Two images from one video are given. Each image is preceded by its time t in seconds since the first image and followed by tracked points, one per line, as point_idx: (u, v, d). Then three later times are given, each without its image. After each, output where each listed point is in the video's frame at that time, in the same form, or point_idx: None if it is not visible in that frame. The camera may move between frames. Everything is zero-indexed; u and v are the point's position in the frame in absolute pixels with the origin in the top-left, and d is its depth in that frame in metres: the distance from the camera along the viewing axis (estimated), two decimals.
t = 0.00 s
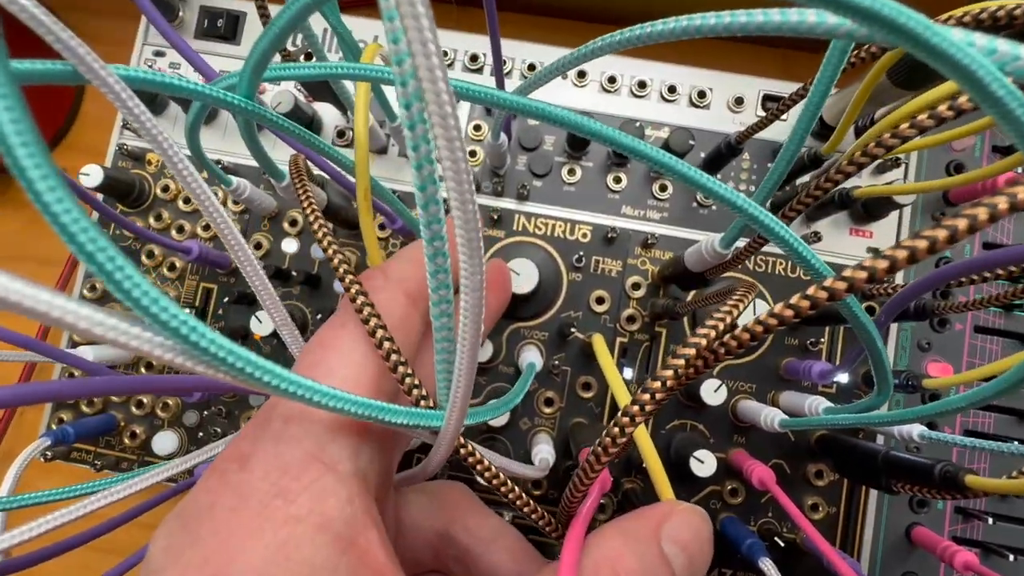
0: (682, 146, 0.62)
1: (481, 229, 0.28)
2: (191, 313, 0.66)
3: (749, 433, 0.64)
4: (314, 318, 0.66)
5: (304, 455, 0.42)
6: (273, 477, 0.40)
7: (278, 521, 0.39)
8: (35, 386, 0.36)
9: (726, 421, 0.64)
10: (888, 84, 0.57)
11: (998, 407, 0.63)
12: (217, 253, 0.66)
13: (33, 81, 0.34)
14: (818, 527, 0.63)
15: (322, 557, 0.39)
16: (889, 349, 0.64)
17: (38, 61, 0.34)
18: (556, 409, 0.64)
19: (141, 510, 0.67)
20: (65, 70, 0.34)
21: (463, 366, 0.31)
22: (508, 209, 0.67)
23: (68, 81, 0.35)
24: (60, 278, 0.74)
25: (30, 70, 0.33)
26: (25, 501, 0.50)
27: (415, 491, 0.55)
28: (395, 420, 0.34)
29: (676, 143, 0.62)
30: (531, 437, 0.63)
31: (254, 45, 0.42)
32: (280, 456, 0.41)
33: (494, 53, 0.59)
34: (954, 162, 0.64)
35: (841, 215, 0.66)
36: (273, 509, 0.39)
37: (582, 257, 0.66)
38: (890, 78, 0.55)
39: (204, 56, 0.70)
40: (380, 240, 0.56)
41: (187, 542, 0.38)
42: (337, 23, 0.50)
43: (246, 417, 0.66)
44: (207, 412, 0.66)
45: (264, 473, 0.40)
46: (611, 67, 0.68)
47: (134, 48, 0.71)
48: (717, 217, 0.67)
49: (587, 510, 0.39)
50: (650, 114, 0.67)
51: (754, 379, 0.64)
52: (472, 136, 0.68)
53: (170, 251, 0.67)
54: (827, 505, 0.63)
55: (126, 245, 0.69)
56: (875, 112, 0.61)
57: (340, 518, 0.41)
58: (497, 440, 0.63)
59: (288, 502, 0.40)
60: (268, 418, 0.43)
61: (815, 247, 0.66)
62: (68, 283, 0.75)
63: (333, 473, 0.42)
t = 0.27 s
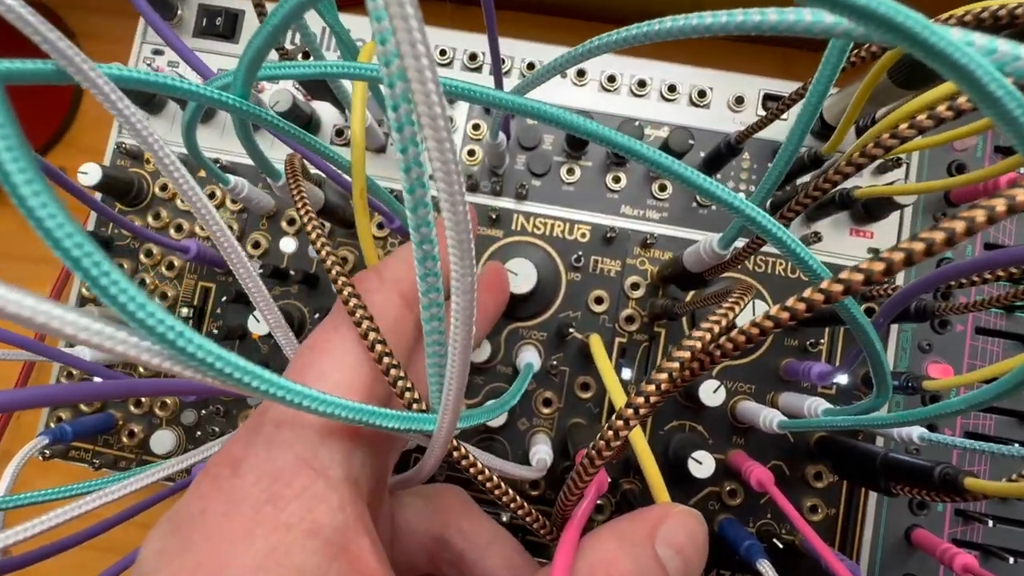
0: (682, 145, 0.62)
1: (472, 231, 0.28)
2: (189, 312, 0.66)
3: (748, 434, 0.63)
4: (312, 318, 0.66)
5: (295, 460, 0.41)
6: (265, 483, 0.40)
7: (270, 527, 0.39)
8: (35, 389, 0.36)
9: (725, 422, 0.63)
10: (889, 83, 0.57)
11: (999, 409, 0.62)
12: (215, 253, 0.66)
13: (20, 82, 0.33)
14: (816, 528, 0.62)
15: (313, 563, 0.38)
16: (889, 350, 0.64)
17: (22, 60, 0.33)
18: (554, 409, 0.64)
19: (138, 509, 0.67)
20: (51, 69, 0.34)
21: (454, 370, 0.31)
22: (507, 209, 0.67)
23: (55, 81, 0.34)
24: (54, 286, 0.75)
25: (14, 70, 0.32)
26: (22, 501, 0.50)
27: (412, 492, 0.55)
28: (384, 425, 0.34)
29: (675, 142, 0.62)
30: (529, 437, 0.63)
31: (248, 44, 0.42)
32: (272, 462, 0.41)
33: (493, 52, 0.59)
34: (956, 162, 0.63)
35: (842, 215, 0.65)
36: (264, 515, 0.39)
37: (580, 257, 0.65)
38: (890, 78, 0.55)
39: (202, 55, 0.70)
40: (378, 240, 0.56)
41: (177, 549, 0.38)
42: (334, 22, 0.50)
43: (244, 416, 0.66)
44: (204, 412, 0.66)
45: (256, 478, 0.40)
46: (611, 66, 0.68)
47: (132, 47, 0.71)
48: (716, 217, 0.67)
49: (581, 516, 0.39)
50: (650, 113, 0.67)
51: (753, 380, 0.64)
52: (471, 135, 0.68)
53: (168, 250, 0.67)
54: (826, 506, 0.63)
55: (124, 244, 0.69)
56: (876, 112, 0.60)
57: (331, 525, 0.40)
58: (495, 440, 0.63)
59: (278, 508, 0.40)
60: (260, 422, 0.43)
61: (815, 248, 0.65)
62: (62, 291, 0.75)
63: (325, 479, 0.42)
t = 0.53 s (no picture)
0: (684, 147, 0.62)
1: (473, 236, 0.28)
2: (192, 312, 0.66)
3: (749, 436, 0.63)
4: (314, 318, 0.66)
5: (296, 470, 0.42)
6: (265, 493, 0.40)
7: (270, 538, 0.39)
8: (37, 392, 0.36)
9: (726, 424, 0.63)
10: (892, 85, 0.56)
11: (1001, 412, 0.62)
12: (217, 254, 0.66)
13: (15, 82, 0.33)
14: (818, 530, 0.62)
15: (313, 568, 0.39)
16: (891, 353, 0.64)
17: (18, 60, 0.33)
18: (556, 410, 0.64)
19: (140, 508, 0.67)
20: (45, 68, 0.34)
21: (454, 374, 0.31)
22: (509, 210, 0.67)
23: (50, 80, 0.34)
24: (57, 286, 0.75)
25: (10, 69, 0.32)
26: (25, 500, 0.50)
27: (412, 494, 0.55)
28: (386, 429, 0.34)
29: (678, 143, 0.62)
30: (530, 438, 0.63)
31: (249, 46, 0.42)
32: (274, 469, 0.41)
33: (495, 53, 0.59)
34: (960, 164, 0.63)
35: (845, 217, 0.65)
36: (264, 523, 0.39)
37: (582, 258, 0.65)
38: (893, 80, 0.55)
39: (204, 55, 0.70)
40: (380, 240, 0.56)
41: (178, 552, 0.38)
42: (336, 23, 0.50)
43: (246, 416, 0.66)
44: (206, 411, 0.66)
45: (256, 487, 0.40)
46: (613, 66, 0.68)
47: (135, 46, 0.71)
48: (718, 218, 0.67)
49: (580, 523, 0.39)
50: (652, 114, 0.66)
51: (755, 382, 0.64)
52: (473, 136, 0.68)
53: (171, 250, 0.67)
54: (828, 509, 0.62)
55: (127, 244, 0.69)
56: (879, 114, 0.60)
57: (331, 535, 0.40)
58: (497, 441, 0.63)
59: (277, 518, 0.40)
60: (260, 430, 0.43)
61: (817, 249, 0.65)
62: (62, 297, 0.75)
63: (325, 488, 0.42)
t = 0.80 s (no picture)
0: (686, 148, 0.61)
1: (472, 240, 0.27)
2: (192, 311, 0.66)
3: (750, 438, 0.63)
4: (314, 318, 0.66)
5: (292, 478, 0.41)
6: (260, 500, 0.40)
7: (265, 547, 0.39)
8: (35, 395, 0.36)
9: (727, 426, 0.63)
10: (896, 85, 0.56)
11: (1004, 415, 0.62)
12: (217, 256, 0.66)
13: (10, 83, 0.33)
14: (818, 533, 0.62)
15: None
16: (893, 355, 0.63)
17: (14, 62, 0.33)
18: (556, 412, 0.64)
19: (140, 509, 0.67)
20: (41, 69, 0.33)
21: (453, 379, 0.31)
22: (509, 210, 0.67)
23: (45, 81, 0.34)
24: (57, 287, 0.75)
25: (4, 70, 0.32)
26: (24, 501, 0.50)
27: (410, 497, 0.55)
28: (384, 434, 0.34)
29: (679, 144, 0.61)
30: (529, 439, 0.63)
31: (247, 46, 0.41)
32: (269, 475, 0.41)
33: (495, 53, 0.58)
34: (963, 165, 0.63)
35: (847, 218, 0.65)
36: (259, 530, 0.39)
37: (583, 259, 0.65)
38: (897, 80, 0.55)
39: (204, 54, 0.69)
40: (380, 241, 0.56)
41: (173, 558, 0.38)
42: (335, 22, 0.49)
43: (246, 416, 0.66)
44: (206, 412, 0.66)
45: (251, 494, 0.40)
46: (615, 66, 0.68)
47: (135, 46, 0.71)
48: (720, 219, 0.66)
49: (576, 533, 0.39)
50: (654, 114, 0.66)
51: (756, 384, 0.63)
52: (473, 136, 0.68)
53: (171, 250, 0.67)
54: (828, 512, 0.62)
55: (127, 244, 0.69)
56: (882, 115, 0.60)
57: (326, 542, 0.40)
58: (496, 442, 0.63)
59: (272, 528, 0.39)
60: (258, 434, 0.43)
61: (819, 251, 0.65)
62: (63, 298, 0.75)
63: (320, 497, 0.42)
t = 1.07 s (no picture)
0: (686, 149, 0.61)
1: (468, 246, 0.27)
2: (191, 312, 0.66)
3: (750, 441, 0.63)
4: (312, 319, 0.65)
5: (286, 484, 0.41)
6: (254, 506, 0.40)
7: (258, 553, 0.38)
8: (31, 401, 0.35)
9: (726, 428, 0.63)
10: (898, 86, 0.55)
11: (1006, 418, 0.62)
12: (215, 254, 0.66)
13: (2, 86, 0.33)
14: (818, 536, 0.62)
15: None
16: (894, 359, 0.63)
17: (7, 66, 0.33)
18: (555, 414, 0.63)
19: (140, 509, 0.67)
20: (33, 73, 0.33)
21: (450, 384, 0.31)
22: (509, 211, 0.67)
23: (38, 85, 0.34)
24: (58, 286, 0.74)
25: None
26: (22, 503, 0.50)
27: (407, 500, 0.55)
28: (379, 440, 0.34)
29: (679, 146, 0.61)
30: (528, 441, 0.63)
31: (243, 48, 0.41)
32: (263, 481, 0.41)
33: (494, 54, 0.58)
34: (966, 167, 0.62)
35: (849, 220, 0.64)
36: (253, 537, 0.39)
37: (582, 260, 0.65)
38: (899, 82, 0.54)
39: (203, 54, 0.69)
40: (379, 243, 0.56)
41: (166, 563, 0.38)
42: (333, 23, 0.49)
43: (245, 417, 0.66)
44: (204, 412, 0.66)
45: (245, 499, 0.40)
46: (615, 67, 0.67)
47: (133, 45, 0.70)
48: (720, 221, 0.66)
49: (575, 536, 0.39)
50: (654, 115, 0.66)
51: (756, 387, 0.63)
52: (472, 136, 0.68)
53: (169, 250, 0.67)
54: (828, 514, 0.62)
55: (125, 244, 0.69)
56: (884, 117, 0.60)
57: (320, 548, 0.40)
58: (495, 444, 0.63)
59: (266, 534, 0.39)
60: (253, 439, 0.42)
61: (820, 253, 0.64)
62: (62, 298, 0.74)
63: (314, 504, 0.42)
